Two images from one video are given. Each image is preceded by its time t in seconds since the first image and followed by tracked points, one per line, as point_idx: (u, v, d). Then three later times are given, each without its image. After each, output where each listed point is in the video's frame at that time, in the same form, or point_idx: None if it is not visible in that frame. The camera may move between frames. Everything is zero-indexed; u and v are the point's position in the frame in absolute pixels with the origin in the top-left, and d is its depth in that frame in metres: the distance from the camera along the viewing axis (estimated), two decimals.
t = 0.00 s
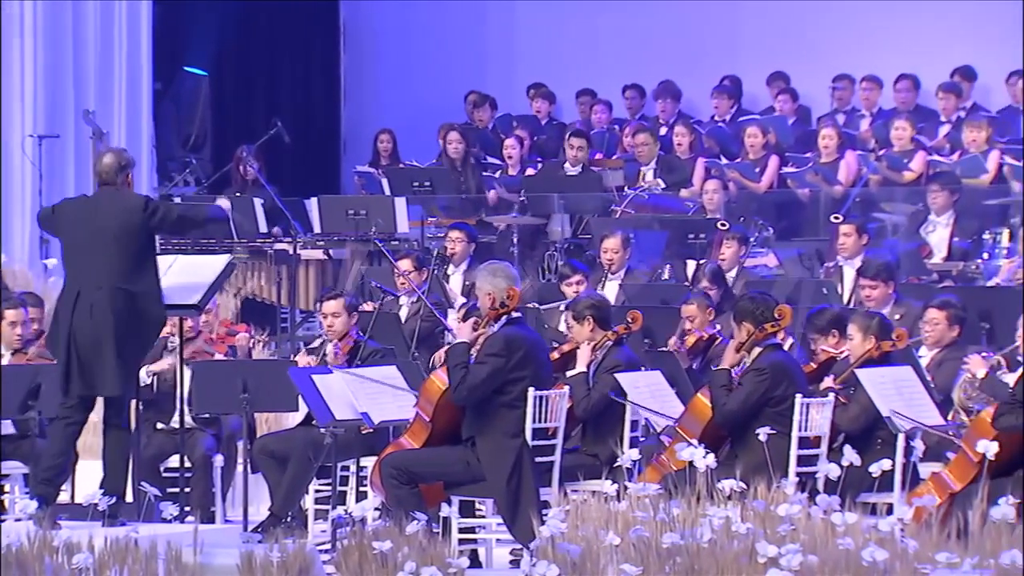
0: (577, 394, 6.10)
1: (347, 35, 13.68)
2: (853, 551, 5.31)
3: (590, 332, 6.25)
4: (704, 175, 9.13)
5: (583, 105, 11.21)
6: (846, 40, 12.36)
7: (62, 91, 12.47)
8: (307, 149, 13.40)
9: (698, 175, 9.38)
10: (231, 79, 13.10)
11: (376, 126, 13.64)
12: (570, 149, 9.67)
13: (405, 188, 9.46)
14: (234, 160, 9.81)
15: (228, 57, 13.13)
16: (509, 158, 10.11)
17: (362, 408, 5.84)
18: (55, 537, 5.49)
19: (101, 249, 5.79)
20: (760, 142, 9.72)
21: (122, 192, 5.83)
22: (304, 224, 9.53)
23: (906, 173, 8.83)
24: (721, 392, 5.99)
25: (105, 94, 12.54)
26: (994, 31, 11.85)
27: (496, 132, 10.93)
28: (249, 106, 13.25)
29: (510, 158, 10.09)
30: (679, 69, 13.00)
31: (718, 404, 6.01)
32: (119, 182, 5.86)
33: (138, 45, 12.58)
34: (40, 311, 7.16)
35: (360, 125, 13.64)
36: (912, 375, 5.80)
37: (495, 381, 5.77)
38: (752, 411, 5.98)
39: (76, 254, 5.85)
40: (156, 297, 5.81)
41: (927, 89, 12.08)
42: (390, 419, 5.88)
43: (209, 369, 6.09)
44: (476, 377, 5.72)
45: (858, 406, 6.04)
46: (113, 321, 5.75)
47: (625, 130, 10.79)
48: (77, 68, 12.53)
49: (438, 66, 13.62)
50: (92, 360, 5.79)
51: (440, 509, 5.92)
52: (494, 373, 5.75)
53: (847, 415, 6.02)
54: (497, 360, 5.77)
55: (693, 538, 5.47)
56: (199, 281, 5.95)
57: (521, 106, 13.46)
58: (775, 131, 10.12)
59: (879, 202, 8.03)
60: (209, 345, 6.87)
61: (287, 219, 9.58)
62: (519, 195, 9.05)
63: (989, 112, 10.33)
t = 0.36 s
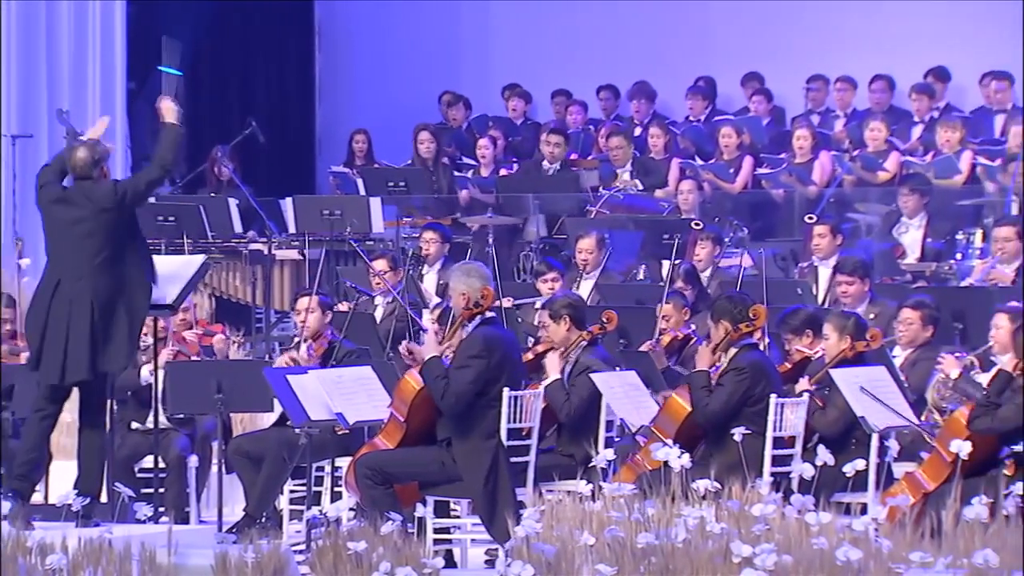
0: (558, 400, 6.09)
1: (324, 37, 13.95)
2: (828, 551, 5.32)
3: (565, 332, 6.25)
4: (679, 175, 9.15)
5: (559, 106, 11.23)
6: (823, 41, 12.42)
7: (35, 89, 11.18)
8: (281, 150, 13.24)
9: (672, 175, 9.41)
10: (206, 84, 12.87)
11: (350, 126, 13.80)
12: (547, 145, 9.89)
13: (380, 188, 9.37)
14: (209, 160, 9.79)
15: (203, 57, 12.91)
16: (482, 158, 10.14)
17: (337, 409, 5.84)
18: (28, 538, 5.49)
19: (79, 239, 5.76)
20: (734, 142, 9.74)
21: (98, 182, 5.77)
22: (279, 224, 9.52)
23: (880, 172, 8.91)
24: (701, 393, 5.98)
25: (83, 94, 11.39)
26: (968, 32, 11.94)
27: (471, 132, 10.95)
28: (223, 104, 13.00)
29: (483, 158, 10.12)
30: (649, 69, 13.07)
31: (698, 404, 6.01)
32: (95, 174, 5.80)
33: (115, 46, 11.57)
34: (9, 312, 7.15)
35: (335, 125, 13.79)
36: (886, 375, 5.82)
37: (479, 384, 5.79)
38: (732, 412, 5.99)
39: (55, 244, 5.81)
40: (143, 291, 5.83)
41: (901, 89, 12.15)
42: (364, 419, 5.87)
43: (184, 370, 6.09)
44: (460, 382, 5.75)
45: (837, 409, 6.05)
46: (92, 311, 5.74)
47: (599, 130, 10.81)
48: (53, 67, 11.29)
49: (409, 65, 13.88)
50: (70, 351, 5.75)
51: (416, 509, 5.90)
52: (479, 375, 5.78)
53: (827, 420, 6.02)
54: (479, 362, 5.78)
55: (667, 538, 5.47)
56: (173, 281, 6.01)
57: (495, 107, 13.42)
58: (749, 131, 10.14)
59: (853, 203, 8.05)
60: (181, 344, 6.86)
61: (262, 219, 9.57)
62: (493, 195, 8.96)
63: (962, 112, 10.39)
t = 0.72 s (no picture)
0: (541, 405, 6.08)
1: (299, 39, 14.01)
2: (801, 550, 5.31)
3: (542, 332, 6.24)
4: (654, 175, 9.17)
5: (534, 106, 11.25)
6: (794, 36, 12.00)
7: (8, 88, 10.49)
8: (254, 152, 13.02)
9: (647, 175, 9.43)
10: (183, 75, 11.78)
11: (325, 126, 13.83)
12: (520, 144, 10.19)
13: (355, 188, 9.36)
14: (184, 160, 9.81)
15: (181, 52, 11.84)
16: (456, 158, 10.17)
17: (312, 409, 5.83)
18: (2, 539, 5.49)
19: (50, 246, 5.75)
20: (710, 142, 9.76)
21: (68, 189, 5.78)
22: (255, 224, 9.52)
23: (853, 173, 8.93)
24: (682, 393, 5.98)
25: (56, 95, 10.96)
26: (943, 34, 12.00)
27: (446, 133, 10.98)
28: (201, 103, 11.89)
29: (457, 158, 10.15)
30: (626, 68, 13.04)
31: (678, 403, 6.00)
32: (65, 179, 5.82)
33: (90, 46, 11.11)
34: None
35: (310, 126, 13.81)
36: (861, 375, 5.83)
37: (457, 384, 5.77)
38: (712, 411, 5.97)
39: (27, 251, 5.81)
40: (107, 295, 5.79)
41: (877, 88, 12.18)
42: (339, 419, 5.86)
43: (159, 370, 6.08)
44: (438, 383, 5.72)
45: (821, 412, 5.99)
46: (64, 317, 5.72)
47: (575, 130, 10.82)
48: (26, 66, 10.64)
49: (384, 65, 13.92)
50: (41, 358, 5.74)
51: (391, 509, 5.80)
52: (456, 376, 5.76)
53: (812, 421, 5.96)
54: (457, 363, 5.77)
55: (641, 538, 5.44)
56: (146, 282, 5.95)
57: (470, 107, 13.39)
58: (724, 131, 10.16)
59: (828, 203, 8.18)
60: (156, 346, 6.89)
61: (237, 219, 9.59)
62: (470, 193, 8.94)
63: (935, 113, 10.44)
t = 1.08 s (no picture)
0: (516, 406, 6.08)
1: (274, 36, 13.99)
2: (777, 551, 5.16)
3: (518, 332, 6.24)
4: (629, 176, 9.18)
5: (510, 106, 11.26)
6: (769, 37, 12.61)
7: None
8: (229, 150, 13.03)
9: (622, 175, 9.45)
10: (157, 80, 12.56)
11: (300, 126, 13.85)
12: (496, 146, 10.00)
13: (331, 188, 9.39)
14: (159, 160, 9.88)
15: (155, 57, 12.58)
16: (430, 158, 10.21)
17: (287, 409, 5.80)
18: None
19: (26, 238, 5.51)
20: (685, 142, 9.75)
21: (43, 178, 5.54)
22: (229, 224, 9.52)
23: (828, 173, 8.96)
24: (660, 393, 5.95)
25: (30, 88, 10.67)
26: (934, 35, 12.00)
27: (422, 133, 11.01)
28: (173, 103, 12.66)
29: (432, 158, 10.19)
30: (601, 70, 13.05)
31: (656, 403, 5.97)
32: (41, 172, 5.58)
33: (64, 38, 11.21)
34: None
35: (285, 126, 13.83)
36: (835, 375, 5.84)
37: (435, 384, 5.74)
38: (688, 412, 5.98)
39: None
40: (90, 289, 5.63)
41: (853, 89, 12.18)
42: (315, 419, 5.84)
43: (134, 371, 6.07)
44: (415, 382, 5.69)
45: (799, 411, 5.99)
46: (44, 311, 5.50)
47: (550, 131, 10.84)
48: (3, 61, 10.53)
49: (359, 65, 13.91)
50: (17, 357, 5.47)
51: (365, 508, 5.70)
52: (434, 376, 5.73)
53: (788, 421, 5.96)
54: (435, 362, 5.74)
55: (618, 538, 5.32)
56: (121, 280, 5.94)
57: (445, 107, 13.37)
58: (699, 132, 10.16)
59: (802, 203, 8.10)
60: (131, 347, 6.90)
61: (211, 219, 9.59)
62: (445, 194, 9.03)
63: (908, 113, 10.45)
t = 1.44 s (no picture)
0: (491, 406, 6.10)
1: (249, 35, 13.94)
2: (750, 550, 5.08)
3: (493, 332, 6.23)
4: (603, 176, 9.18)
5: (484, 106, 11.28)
6: (745, 36, 12.52)
7: None
8: (202, 147, 13.08)
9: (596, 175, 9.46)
10: (130, 80, 12.55)
11: (275, 125, 13.84)
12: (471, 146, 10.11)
13: (306, 189, 9.40)
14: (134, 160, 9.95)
15: (128, 57, 12.52)
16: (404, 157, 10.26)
17: (261, 410, 5.79)
18: None
19: None
20: (659, 142, 9.78)
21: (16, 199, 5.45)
22: (203, 224, 9.52)
23: (802, 174, 8.99)
24: (634, 392, 5.97)
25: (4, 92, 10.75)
26: (933, 34, 11.76)
27: (396, 133, 11.04)
28: (147, 104, 12.69)
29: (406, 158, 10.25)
30: (574, 69, 12.99)
31: (631, 402, 5.99)
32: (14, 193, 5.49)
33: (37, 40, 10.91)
34: None
35: (259, 125, 13.80)
36: (809, 375, 5.85)
37: (408, 384, 5.75)
38: (663, 412, 5.99)
39: None
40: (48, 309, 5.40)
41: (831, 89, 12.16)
42: (289, 419, 5.83)
43: (108, 371, 6.06)
44: (388, 380, 5.69)
45: (772, 409, 5.99)
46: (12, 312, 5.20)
47: (525, 132, 10.84)
48: None
49: (333, 65, 13.85)
50: None
51: (341, 510, 5.67)
52: (407, 375, 5.73)
53: (762, 419, 5.98)
54: (409, 362, 5.74)
55: (592, 538, 5.23)
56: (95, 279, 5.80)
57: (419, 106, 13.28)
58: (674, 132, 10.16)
59: (776, 203, 8.12)
60: (104, 347, 6.92)
61: (185, 219, 9.60)
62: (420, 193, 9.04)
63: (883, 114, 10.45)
